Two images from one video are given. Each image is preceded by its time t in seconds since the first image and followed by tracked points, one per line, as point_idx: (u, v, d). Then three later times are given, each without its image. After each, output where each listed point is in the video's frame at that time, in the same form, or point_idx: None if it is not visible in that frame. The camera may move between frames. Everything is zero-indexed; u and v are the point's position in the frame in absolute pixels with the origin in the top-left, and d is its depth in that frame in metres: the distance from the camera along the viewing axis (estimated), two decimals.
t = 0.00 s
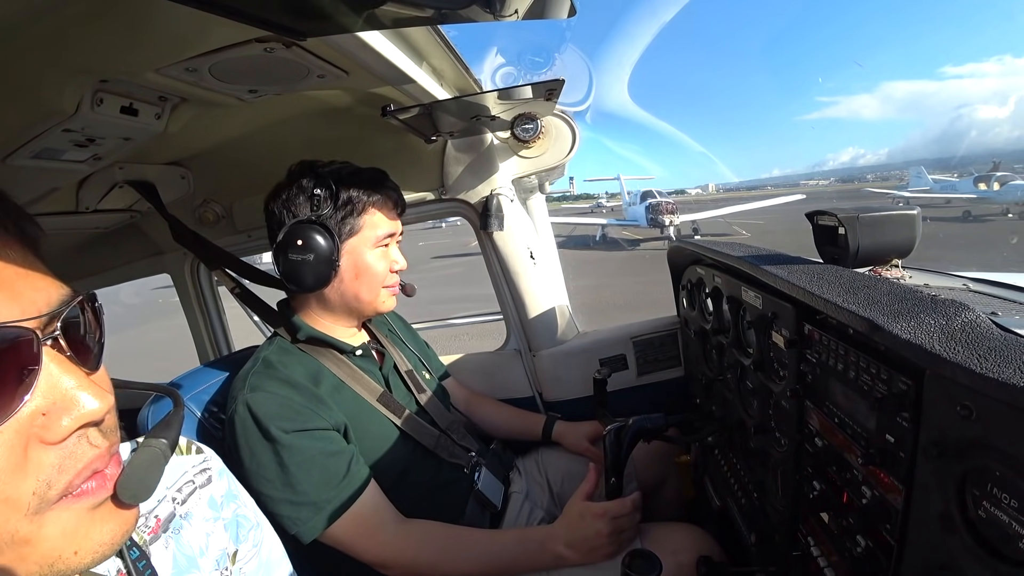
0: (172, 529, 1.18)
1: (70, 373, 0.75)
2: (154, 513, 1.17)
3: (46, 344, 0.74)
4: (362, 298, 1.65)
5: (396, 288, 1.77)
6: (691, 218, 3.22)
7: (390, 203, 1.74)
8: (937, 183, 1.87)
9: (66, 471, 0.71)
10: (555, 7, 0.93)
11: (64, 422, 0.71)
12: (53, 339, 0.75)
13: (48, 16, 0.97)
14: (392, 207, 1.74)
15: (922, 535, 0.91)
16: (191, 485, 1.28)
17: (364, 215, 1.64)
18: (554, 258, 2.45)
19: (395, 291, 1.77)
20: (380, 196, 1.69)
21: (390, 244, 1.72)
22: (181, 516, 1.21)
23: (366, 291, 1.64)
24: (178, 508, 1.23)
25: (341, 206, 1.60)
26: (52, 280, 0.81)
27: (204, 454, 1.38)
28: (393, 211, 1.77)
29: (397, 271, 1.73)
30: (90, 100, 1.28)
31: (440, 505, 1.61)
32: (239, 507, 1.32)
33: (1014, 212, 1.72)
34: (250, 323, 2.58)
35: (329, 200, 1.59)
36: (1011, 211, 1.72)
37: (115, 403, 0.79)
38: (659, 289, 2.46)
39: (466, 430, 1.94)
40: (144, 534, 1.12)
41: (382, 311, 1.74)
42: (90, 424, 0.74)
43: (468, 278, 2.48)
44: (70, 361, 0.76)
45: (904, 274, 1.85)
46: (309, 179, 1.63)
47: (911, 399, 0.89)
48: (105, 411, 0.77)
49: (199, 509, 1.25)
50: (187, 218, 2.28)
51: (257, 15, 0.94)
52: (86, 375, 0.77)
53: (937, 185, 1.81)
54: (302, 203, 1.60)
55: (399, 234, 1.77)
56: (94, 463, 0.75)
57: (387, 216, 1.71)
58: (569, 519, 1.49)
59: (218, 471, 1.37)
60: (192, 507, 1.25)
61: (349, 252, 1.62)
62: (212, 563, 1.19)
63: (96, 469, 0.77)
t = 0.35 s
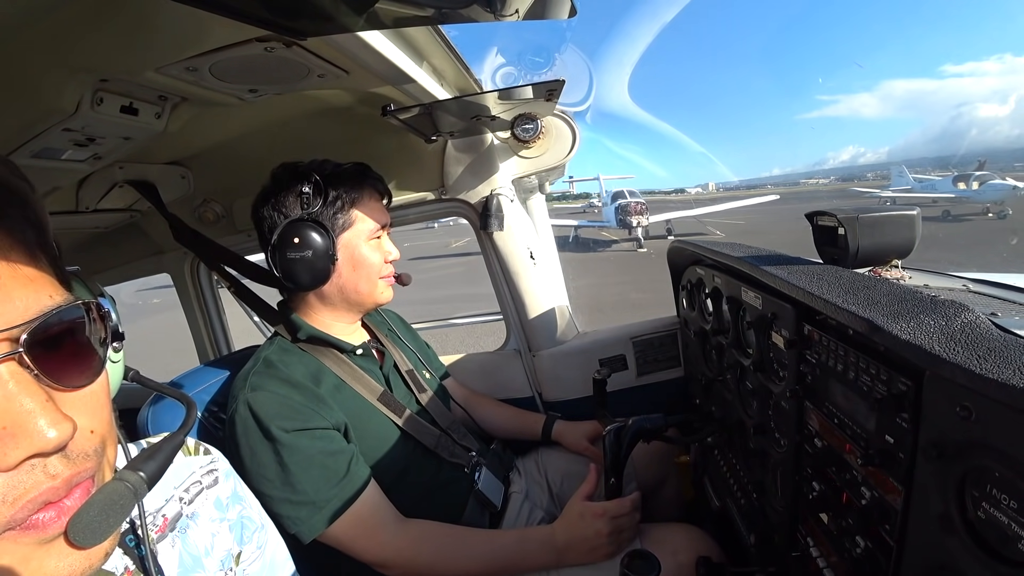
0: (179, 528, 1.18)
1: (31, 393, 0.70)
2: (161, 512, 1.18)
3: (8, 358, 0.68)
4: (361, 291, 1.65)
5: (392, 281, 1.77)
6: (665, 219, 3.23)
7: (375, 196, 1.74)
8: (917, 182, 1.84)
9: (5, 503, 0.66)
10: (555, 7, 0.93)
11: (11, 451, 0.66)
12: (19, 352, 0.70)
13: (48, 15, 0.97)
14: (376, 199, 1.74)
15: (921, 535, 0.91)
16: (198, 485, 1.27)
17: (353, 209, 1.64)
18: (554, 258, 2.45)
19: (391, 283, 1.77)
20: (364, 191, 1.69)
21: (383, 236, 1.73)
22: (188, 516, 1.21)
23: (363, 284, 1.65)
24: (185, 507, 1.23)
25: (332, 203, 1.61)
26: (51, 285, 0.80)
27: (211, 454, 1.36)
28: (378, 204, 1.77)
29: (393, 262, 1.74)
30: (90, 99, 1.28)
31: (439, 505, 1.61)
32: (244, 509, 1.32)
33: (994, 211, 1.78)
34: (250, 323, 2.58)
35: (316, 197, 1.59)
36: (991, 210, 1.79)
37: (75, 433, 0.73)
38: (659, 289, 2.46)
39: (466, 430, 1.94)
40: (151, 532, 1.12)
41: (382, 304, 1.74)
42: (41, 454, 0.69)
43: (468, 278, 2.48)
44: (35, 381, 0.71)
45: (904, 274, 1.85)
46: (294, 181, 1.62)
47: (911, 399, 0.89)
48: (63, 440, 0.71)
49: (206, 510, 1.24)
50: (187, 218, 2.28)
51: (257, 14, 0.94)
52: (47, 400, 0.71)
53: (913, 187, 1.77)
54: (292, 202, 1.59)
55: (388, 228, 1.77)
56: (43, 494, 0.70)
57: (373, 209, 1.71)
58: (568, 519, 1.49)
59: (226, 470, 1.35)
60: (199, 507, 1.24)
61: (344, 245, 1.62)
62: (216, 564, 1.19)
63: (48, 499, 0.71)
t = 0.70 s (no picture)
0: (185, 527, 1.18)
1: (41, 381, 0.70)
2: (168, 510, 1.18)
3: (18, 345, 0.69)
4: (358, 293, 1.65)
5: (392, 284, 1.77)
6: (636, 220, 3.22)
7: (376, 197, 1.73)
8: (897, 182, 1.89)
9: (20, 487, 0.66)
10: (554, 7, 0.93)
11: (26, 435, 0.66)
12: (29, 340, 0.71)
13: (48, 15, 0.97)
14: (378, 202, 1.74)
15: (921, 535, 0.91)
16: (204, 484, 1.27)
17: (353, 210, 1.64)
18: (554, 258, 2.45)
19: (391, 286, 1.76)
20: (365, 192, 1.69)
21: (383, 239, 1.72)
22: (194, 515, 1.21)
23: (361, 286, 1.64)
24: (191, 506, 1.23)
25: (331, 203, 1.60)
26: (58, 282, 0.81)
27: (218, 454, 1.35)
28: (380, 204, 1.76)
29: (392, 266, 1.73)
30: (90, 99, 1.28)
31: (439, 505, 1.61)
32: (250, 509, 1.31)
33: (974, 212, 1.83)
34: (250, 323, 2.58)
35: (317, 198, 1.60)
36: (971, 211, 1.84)
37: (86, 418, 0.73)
38: (659, 289, 2.46)
39: (466, 430, 1.94)
40: (157, 531, 1.13)
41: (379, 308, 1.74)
42: (55, 439, 0.69)
43: (468, 278, 2.48)
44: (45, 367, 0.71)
45: (904, 273, 1.85)
46: (295, 181, 1.63)
47: (910, 399, 0.89)
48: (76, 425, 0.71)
49: (211, 509, 1.24)
50: (187, 218, 2.28)
51: (258, 15, 0.94)
52: (58, 386, 0.72)
53: (895, 188, 1.82)
54: (292, 201, 1.60)
55: (388, 230, 1.76)
56: (56, 479, 0.70)
57: (375, 210, 1.71)
58: (568, 519, 1.49)
59: (232, 470, 1.35)
60: (205, 506, 1.24)
61: (343, 247, 1.62)
62: (221, 563, 1.19)
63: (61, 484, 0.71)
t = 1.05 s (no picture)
0: (182, 526, 1.17)
1: (67, 355, 0.76)
2: (165, 509, 1.18)
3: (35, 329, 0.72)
4: (352, 295, 1.65)
5: (388, 286, 1.76)
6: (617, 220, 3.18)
7: (375, 199, 1.72)
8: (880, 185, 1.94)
9: (65, 449, 0.71)
10: (553, 7, 0.93)
11: (66, 401, 0.72)
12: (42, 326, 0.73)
13: (47, 14, 0.97)
14: (378, 203, 1.74)
15: (921, 535, 0.91)
16: (202, 483, 1.27)
17: (348, 211, 1.64)
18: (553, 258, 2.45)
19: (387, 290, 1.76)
20: (364, 192, 1.68)
21: (379, 242, 1.71)
22: (192, 514, 1.20)
23: (354, 289, 1.64)
24: (189, 506, 1.23)
25: (324, 205, 1.60)
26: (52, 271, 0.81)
27: (216, 453, 1.36)
28: (380, 206, 1.75)
29: (388, 268, 1.72)
30: (88, 99, 1.27)
31: (439, 505, 1.61)
32: (248, 507, 1.31)
33: (953, 213, 1.93)
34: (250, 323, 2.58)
35: (311, 199, 1.60)
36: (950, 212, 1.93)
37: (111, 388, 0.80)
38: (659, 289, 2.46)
39: (465, 430, 1.94)
40: (155, 530, 1.12)
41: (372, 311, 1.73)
42: (90, 404, 0.75)
43: (467, 278, 2.48)
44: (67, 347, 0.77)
45: (904, 273, 1.85)
46: (293, 183, 1.64)
47: (910, 398, 0.89)
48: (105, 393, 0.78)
49: (209, 508, 1.24)
50: (186, 218, 2.28)
51: (257, 15, 0.94)
52: (82, 361, 0.78)
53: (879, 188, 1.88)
54: (285, 201, 1.62)
55: (388, 232, 1.76)
56: (95, 442, 0.76)
57: (374, 212, 1.71)
58: (568, 519, 1.49)
59: (230, 470, 1.35)
60: (203, 505, 1.24)
61: (336, 249, 1.62)
62: (220, 562, 1.18)
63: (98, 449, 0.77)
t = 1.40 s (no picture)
0: (180, 526, 1.18)
1: (78, 364, 0.76)
2: (162, 510, 1.18)
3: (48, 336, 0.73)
4: (350, 296, 1.65)
5: (388, 287, 1.76)
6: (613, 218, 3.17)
7: (377, 200, 1.71)
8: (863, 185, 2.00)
9: (74, 456, 0.72)
10: (553, 7, 0.93)
11: (77, 409, 0.72)
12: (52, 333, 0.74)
13: (47, 13, 0.97)
14: (381, 205, 1.73)
15: (921, 534, 0.91)
16: (201, 483, 1.27)
17: (349, 212, 1.63)
18: (553, 258, 2.45)
19: (386, 292, 1.76)
20: (367, 192, 1.67)
21: (380, 244, 1.70)
22: (190, 514, 1.21)
23: (352, 289, 1.64)
24: (187, 506, 1.23)
25: (325, 205, 1.60)
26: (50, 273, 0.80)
27: (216, 453, 1.36)
28: (383, 207, 1.75)
29: (388, 270, 1.72)
30: (88, 99, 1.27)
31: (439, 505, 1.61)
32: (247, 506, 1.31)
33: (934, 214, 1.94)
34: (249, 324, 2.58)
35: (313, 199, 1.60)
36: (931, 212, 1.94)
37: (120, 396, 0.80)
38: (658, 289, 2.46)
39: (465, 430, 1.94)
40: (152, 531, 1.13)
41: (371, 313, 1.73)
42: (99, 413, 0.75)
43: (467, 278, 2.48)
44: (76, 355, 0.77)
45: (903, 272, 1.85)
46: (296, 182, 1.64)
47: (909, 398, 0.89)
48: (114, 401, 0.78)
49: (207, 508, 1.24)
50: (186, 219, 2.28)
51: (257, 15, 0.94)
52: (92, 369, 0.78)
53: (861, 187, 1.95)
54: (288, 200, 1.62)
55: (390, 234, 1.75)
56: (101, 449, 0.76)
57: (377, 214, 1.70)
58: (568, 518, 1.49)
59: (229, 469, 1.35)
60: (201, 506, 1.24)
61: (335, 250, 1.62)
62: (218, 562, 1.18)
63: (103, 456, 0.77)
